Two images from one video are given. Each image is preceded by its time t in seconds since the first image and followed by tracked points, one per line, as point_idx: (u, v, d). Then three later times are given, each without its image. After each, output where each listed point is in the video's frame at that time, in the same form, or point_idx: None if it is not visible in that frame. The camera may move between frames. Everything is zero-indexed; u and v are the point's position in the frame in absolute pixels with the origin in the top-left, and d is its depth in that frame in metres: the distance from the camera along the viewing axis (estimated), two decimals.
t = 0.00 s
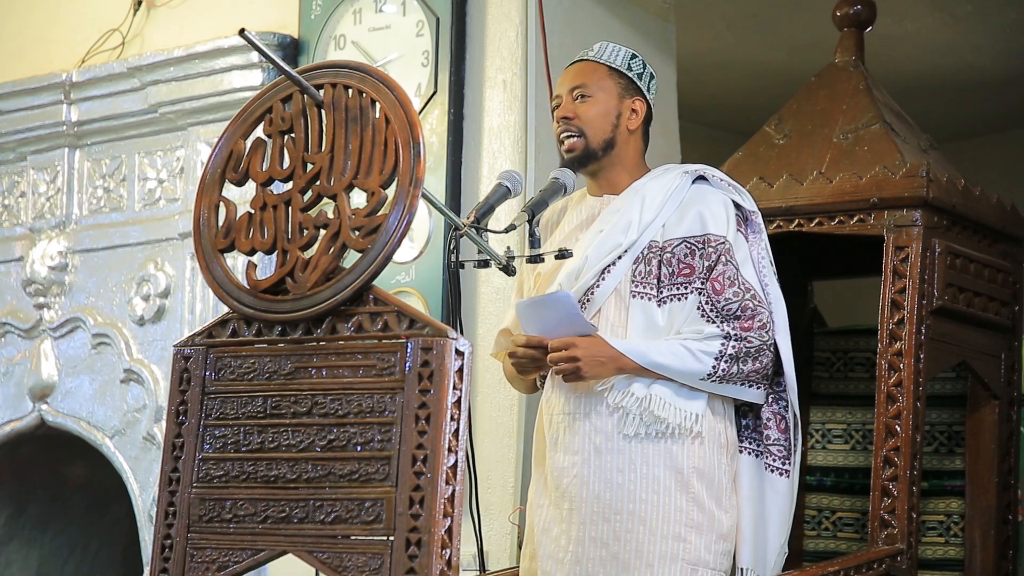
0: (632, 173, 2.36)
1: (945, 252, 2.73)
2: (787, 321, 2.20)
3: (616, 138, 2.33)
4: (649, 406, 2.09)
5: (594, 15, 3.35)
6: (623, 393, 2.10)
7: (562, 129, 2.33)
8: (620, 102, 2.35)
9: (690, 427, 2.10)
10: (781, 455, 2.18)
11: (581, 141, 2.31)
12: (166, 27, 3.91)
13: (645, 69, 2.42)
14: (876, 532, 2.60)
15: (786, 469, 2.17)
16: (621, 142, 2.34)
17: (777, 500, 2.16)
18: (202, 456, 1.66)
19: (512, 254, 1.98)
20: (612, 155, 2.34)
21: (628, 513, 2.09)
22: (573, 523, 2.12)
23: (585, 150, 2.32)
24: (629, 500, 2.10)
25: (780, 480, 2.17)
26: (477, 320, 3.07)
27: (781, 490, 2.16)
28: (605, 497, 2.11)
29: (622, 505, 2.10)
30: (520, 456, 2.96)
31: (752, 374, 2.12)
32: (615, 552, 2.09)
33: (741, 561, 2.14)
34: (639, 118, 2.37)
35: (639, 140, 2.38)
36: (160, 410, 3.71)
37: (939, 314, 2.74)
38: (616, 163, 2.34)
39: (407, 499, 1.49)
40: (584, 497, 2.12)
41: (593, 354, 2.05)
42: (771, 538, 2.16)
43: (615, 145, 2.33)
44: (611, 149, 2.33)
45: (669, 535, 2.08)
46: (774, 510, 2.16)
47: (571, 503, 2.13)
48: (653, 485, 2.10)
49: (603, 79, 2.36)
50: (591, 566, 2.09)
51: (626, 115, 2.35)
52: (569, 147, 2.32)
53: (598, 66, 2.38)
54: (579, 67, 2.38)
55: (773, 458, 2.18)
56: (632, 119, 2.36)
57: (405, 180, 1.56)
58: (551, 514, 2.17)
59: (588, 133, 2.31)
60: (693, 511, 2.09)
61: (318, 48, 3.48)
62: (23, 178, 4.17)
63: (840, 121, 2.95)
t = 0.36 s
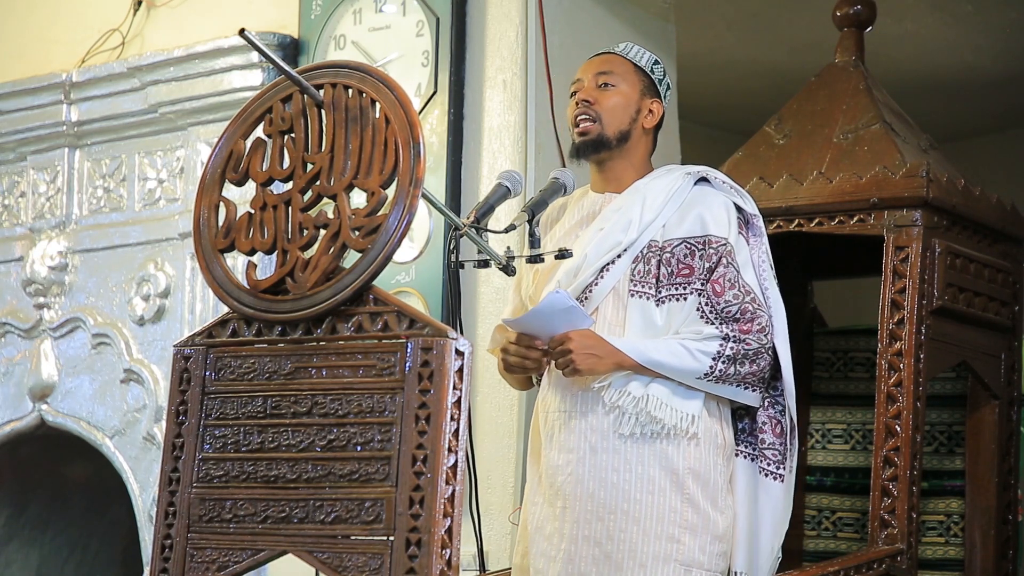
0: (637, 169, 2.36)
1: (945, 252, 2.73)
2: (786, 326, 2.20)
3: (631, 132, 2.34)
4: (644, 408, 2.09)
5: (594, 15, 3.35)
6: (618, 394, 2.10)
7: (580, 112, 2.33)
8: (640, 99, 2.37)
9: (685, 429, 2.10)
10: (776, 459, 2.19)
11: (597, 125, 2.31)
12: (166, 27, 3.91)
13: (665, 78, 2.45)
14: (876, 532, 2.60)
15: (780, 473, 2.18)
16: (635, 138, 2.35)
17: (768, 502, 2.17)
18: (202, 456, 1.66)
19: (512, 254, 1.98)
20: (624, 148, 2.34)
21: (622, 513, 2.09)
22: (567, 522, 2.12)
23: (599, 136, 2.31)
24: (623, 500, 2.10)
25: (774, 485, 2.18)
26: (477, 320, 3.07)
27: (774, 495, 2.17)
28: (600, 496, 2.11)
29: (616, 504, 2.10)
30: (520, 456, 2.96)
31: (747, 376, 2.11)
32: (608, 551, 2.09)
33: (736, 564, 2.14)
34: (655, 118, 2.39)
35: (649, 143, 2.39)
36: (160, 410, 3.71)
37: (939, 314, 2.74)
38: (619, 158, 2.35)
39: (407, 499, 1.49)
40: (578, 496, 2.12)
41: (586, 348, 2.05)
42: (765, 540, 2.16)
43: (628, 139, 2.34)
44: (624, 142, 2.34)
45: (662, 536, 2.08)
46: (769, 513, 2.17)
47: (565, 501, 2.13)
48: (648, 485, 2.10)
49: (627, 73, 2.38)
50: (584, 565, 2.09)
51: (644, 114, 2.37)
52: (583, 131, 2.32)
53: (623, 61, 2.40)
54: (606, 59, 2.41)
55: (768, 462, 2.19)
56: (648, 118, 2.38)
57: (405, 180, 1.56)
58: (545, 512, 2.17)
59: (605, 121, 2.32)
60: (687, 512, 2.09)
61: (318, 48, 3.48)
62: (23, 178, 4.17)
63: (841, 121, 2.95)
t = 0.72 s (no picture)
0: (634, 168, 2.35)
1: (945, 252, 2.73)
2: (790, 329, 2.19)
3: (624, 130, 2.35)
4: (643, 409, 2.09)
5: (594, 15, 3.35)
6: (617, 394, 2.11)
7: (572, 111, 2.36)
8: (635, 97, 2.38)
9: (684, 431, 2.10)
10: (775, 463, 2.18)
11: (588, 122, 2.33)
12: (166, 27, 3.91)
13: (666, 76, 2.45)
14: (876, 532, 2.60)
15: (780, 477, 2.17)
16: (630, 136, 2.36)
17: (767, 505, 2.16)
18: (202, 456, 1.66)
19: (512, 254, 1.98)
20: (616, 145, 2.35)
21: (619, 513, 2.09)
22: (563, 522, 2.13)
23: (589, 132, 2.33)
24: (620, 500, 2.10)
25: (773, 487, 2.16)
26: (477, 320, 3.07)
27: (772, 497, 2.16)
28: (596, 496, 2.11)
29: (613, 505, 2.10)
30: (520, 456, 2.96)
31: (752, 379, 2.12)
32: (604, 551, 2.09)
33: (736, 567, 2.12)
34: (652, 116, 2.38)
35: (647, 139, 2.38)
36: (160, 409, 3.71)
37: (940, 314, 2.74)
38: (620, 156, 2.35)
39: (407, 499, 1.49)
40: (575, 496, 2.12)
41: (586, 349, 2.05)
42: (765, 543, 2.14)
43: (620, 135, 2.34)
44: (616, 139, 2.34)
45: (659, 537, 2.08)
46: (768, 518, 2.15)
47: (562, 501, 2.13)
48: (644, 486, 2.09)
49: (623, 73, 2.39)
50: (580, 565, 2.10)
51: (638, 111, 2.37)
52: (574, 127, 2.34)
53: (621, 61, 2.41)
54: (607, 59, 2.42)
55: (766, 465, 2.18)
56: (644, 116, 2.38)
57: (405, 180, 1.56)
58: (542, 512, 2.17)
59: (596, 119, 2.33)
60: (684, 513, 2.09)
61: (318, 48, 3.48)
62: (23, 178, 4.17)
63: (841, 121, 2.95)
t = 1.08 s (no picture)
0: (623, 170, 2.35)
1: (945, 251, 2.73)
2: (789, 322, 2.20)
3: (598, 135, 2.33)
4: (641, 408, 2.09)
5: (594, 15, 3.35)
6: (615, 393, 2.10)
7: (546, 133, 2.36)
8: (601, 99, 2.35)
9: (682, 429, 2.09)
10: (784, 456, 2.19)
11: (562, 140, 2.33)
12: (166, 27, 3.91)
13: (634, 64, 2.42)
14: (876, 532, 2.60)
15: (789, 470, 2.18)
16: (606, 138, 2.34)
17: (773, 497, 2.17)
18: (202, 456, 1.66)
19: (512, 254, 1.98)
20: (597, 151, 2.34)
21: (618, 513, 2.09)
22: (563, 523, 2.13)
23: (566, 148, 2.33)
24: (619, 500, 2.10)
25: (781, 480, 2.17)
26: (477, 320, 3.07)
27: (779, 489, 2.17)
28: (595, 497, 2.11)
29: (612, 505, 2.10)
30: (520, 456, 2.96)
31: (756, 373, 2.12)
32: (604, 552, 2.09)
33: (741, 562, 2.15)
34: (623, 111, 2.36)
35: (627, 133, 2.36)
36: (160, 410, 3.71)
37: (940, 314, 2.74)
38: (606, 159, 2.34)
39: (407, 499, 1.49)
40: (574, 496, 2.12)
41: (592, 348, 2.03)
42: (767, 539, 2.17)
43: (597, 141, 2.33)
44: (594, 146, 2.33)
45: (658, 537, 2.08)
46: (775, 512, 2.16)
47: (561, 502, 2.13)
48: (643, 485, 2.09)
49: (584, 79, 2.37)
50: (580, 566, 2.10)
51: (608, 111, 2.35)
52: (553, 148, 2.35)
53: (584, 67, 2.40)
54: (568, 70, 2.41)
55: (773, 457, 2.18)
56: (616, 113, 2.36)
57: (405, 180, 1.56)
58: (541, 514, 2.17)
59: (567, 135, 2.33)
60: (683, 512, 2.09)
61: (318, 48, 3.48)
62: (23, 178, 4.17)
63: (841, 121, 2.95)
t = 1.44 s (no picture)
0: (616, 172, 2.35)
1: (945, 251, 2.73)
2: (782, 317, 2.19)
3: (588, 139, 2.33)
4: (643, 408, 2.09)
5: (594, 15, 3.35)
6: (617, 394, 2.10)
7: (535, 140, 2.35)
8: (587, 102, 2.35)
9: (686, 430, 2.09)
10: (779, 451, 2.19)
11: (551, 147, 2.33)
12: (166, 27, 3.91)
13: (615, 63, 2.42)
14: (876, 532, 2.60)
15: (784, 465, 2.18)
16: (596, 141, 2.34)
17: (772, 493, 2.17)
18: (202, 456, 1.66)
19: (512, 254, 1.98)
20: (587, 155, 2.34)
21: (623, 515, 2.09)
22: (569, 526, 2.13)
23: (557, 155, 2.33)
24: (623, 501, 2.10)
25: (778, 476, 2.17)
26: (477, 320, 3.07)
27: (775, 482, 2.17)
28: (600, 499, 2.11)
29: (617, 507, 2.10)
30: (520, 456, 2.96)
31: (750, 370, 2.12)
32: (609, 554, 2.09)
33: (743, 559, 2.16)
34: (611, 112, 2.36)
35: (615, 133, 2.37)
36: (160, 410, 3.71)
37: (940, 314, 2.74)
38: (599, 161, 2.34)
39: (407, 499, 1.49)
40: (578, 499, 2.12)
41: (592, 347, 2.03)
42: (768, 536, 2.17)
43: (587, 145, 2.33)
44: (585, 150, 2.33)
45: (665, 537, 2.08)
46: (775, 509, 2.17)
47: (566, 505, 2.13)
48: (647, 486, 2.09)
49: (569, 83, 2.37)
50: (587, 568, 2.10)
51: (596, 113, 2.35)
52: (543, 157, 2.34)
53: (566, 72, 2.39)
54: (550, 76, 2.40)
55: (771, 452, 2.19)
56: (604, 115, 2.36)
57: (405, 180, 1.56)
58: (546, 517, 2.17)
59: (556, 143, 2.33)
60: (689, 512, 2.09)
61: (318, 48, 3.48)
62: (23, 178, 4.17)
63: (841, 121, 2.95)
